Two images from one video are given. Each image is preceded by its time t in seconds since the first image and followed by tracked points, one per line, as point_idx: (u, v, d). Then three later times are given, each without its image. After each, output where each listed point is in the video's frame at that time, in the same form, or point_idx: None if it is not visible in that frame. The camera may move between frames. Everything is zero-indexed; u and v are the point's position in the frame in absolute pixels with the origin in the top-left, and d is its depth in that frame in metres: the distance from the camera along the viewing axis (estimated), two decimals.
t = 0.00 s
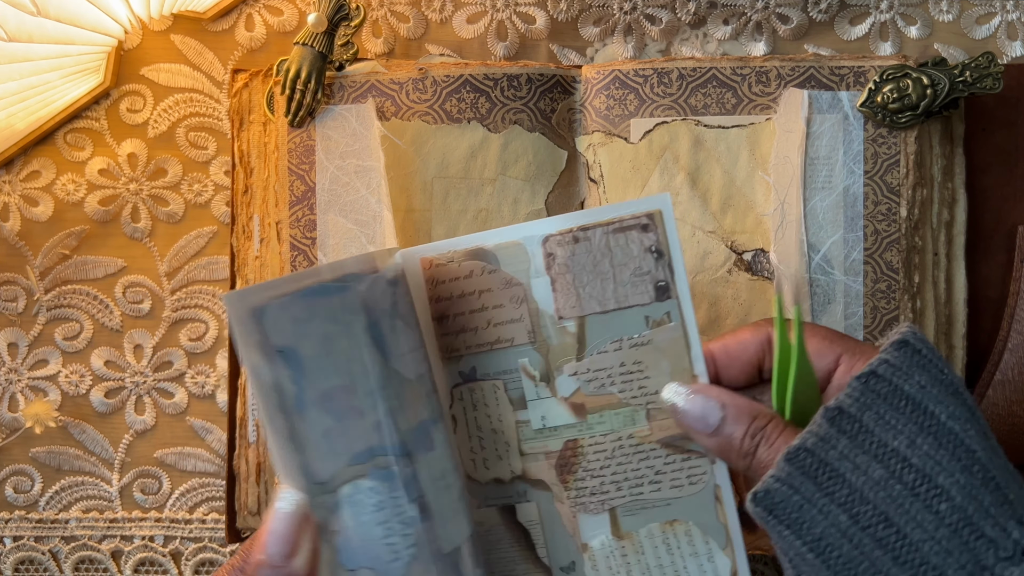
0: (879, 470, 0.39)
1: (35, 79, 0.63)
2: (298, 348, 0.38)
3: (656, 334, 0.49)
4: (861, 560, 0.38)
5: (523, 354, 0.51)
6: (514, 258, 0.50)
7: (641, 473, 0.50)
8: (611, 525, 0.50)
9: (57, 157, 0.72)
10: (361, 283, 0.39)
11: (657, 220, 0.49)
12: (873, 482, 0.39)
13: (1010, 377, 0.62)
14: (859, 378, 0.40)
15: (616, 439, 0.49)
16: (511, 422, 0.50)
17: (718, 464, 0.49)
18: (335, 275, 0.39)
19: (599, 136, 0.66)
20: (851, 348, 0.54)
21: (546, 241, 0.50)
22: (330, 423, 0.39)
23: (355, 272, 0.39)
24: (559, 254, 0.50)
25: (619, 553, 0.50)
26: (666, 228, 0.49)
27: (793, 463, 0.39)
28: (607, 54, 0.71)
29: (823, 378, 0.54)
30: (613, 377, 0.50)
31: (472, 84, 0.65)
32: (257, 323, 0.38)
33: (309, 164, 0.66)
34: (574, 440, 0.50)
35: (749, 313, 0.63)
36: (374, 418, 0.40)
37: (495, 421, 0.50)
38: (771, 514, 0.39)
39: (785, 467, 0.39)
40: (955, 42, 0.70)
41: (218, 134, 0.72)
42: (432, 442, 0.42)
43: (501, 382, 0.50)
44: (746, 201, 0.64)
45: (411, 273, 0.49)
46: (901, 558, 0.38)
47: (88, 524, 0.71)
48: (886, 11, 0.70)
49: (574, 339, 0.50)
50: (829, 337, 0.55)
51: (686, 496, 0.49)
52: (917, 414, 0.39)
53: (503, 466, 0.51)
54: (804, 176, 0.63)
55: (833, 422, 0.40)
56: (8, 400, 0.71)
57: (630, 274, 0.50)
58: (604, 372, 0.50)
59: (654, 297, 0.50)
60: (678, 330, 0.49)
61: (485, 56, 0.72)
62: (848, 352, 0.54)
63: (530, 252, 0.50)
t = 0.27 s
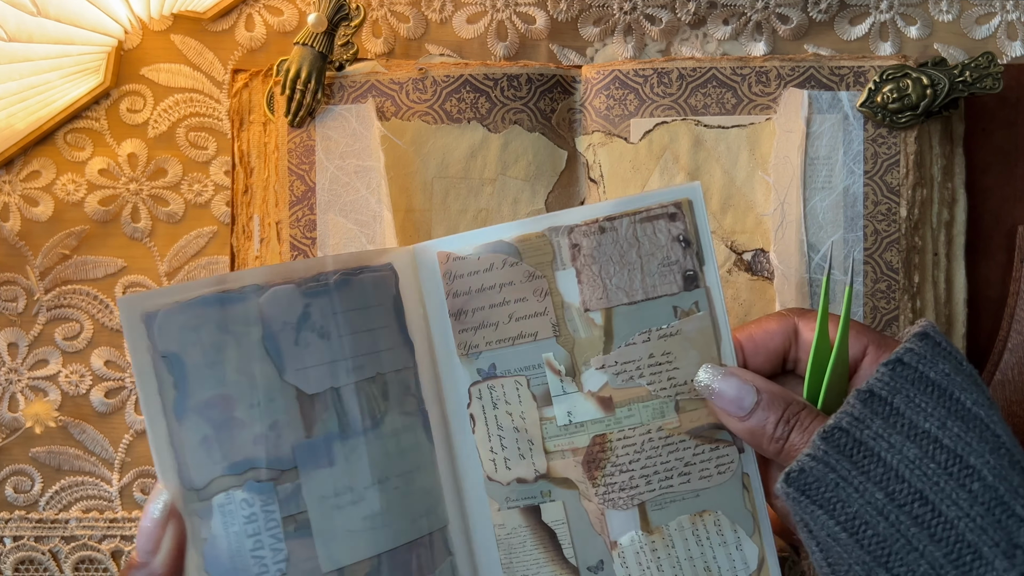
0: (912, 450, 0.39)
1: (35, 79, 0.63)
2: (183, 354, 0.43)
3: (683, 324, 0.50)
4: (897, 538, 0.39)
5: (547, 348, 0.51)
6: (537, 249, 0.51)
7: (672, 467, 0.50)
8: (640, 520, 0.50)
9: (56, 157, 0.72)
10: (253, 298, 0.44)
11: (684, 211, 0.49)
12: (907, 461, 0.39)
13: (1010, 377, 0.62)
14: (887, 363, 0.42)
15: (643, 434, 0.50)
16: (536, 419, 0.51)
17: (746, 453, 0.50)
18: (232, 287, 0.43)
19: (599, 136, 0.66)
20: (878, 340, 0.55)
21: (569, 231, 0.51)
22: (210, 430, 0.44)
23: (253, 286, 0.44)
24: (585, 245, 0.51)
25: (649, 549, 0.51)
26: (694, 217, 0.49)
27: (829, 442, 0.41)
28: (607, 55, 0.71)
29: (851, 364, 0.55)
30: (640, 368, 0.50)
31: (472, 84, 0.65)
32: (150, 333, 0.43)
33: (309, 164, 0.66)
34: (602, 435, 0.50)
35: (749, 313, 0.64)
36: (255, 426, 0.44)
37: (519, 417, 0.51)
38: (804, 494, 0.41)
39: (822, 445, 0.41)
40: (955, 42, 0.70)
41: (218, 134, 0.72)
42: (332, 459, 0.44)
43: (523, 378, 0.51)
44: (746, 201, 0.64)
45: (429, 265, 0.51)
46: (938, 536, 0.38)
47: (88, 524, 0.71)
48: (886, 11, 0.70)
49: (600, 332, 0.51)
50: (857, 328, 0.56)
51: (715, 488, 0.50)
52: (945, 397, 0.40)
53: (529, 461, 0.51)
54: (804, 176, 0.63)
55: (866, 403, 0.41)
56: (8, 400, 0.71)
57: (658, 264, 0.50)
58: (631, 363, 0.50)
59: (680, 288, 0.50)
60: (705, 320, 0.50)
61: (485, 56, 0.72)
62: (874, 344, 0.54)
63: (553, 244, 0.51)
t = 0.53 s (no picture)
0: (914, 450, 0.39)
1: (35, 78, 0.63)
2: (172, 357, 0.46)
3: (683, 327, 0.50)
4: (900, 538, 0.39)
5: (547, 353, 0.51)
6: (537, 252, 0.51)
7: (673, 471, 0.50)
8: (641, 524, 0.50)
9: (56, 157, 0.72)
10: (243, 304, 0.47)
11: (685, 214, 0.50)
12: (910, 461, 0.39)
13: (1010, 377, 0.62)
14: (888, 364, 0.42)
15: (644, 438, 0.50)
16: (536, 422, 0.50)
17: (748, 456, 0.50)
18: (224, 291, 0.47)
19: (599, 136, 0.66)
20: (880, 341, 0.55)
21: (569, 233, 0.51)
22: (196, 432, 0.46)
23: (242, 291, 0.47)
24: (585, 247, 0.51)
25: (650, 553, 0.50)
26: (695, 220, 0.50)
27: (831, 443, 0.41)
28: (607, 55, 0.71)
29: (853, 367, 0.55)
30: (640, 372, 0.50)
31: (472, 84, 0.65)
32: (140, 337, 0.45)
33: (309, 164, 0.66)
34: (603, 438, 0.50)
35: (749, 313, 0.64)
36: (241, 428, 0.46)
37: (520, 420, 0.51)
38: (806, 495, 0.41)
39: (825, 446, 0.41)
40: (955, 42, 0.70)
41: (218, 134, 0.72)
42: (319, 462, 0.47)
43: (524, 382, 0.51)
44: (746, 201, 0.64)
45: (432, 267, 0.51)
46: (941, 536, 0.38)
47: (88, 524, 0.71)
48: (886, 11, 0.70)
49: (601, 335, 0.50)
50: (859, 329, 0.56)
51: (716, 492, 0.50)
52: (946, 398, 0.40)
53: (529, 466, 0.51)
54: (804, 176, 0.63)
55: (868, 403, 0.41)
56: (8, 400, 0.71)
57: (658, 267, 0.50)
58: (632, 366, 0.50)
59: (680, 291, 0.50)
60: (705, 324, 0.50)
61: (485, 56, 0.72)
62: (876, 345, 0.54)
63: (553, 247, 0.51)
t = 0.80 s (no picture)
0: (924, 444, 0.39)
1: (35, 78, 0.63)
2: (167, 353, 0.47)
3: (689, 322, 0.50)
4: (910, 533, 0.39)
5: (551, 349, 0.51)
6: (541, 247, 0.51)
7: (678, 467, 0.50)
8: (647, 521, 0.50)
9: (56, 157, 0.72)
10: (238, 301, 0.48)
11: (694, 209, 0.50)
12: (919, 455, 0.39)
13: (1010, 377, 0.62)
14: (896, 358, 0.42)
15: (648, 435, 0.50)
16: (540, 419, 0.50)
17: (754, 452, 0.50)
18: (219, 288, 0.48)
19: (599, 136, 0.66)
20: (887, 336, 0.55)
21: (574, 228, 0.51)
22: (191, 426, 0.47)
23: (236, 288, 0.48)
24: (590, 242, 0.51)
25: (656, 550, 0.50)
26: (702, 215, 0.49)
27: (841, 437, 0.41)
28: (607, 55, 0.71)
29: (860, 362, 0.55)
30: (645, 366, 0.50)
31: (472, 84, 0.65)
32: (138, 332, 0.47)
33: (309, 164, 0.66)
34: (608, 435, 0.50)
35: (749, 313, 0.63)
36: (234, 425, 0.47)
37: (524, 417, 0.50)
38: (816, 489, 0.41)
39: (834, 440, 0.41)
40: (955, 42, 0.70)
41: (218, 134, 0.72)
42: (312, 457, 0.48)
43: (528, 378, 0.51)
44: (746, 201, 0.64)
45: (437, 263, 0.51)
46: (951, 530, 0.38)
47: (88, 524, 0.71)
48: (885, 11, 0.70)
49: (607, 331, 0.50)
50: (866, 324, 0.56)
51: (722, 489, 0.50)
52: (955, 391, 0.40)
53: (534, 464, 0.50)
54: (804, 176, 0.63)
55: (876, 397, 0.41)
56: (8, 400, 0.71)
57: (663, 262, 0.50)
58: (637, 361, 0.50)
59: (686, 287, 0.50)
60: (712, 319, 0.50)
61: (485, 56, 0.72)
62: (883, 340, 0.54)
63: (559, 242, 0.51)
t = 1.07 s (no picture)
0: (940, 434, 0.40)
1: (35, 79, 0.63)
2: (183, 348, 0.47)
3: (699, 310, 0.50)
4: (922, 522, 0.39)
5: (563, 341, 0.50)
6: (552, 240, 0.51)
7: (694, 456, 0.50)
8: (663, 510, 0.50)
9: (56, 157, 0.72)
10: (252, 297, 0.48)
11: (703, 197, 0.50)
12: (934, 445, 0.39)
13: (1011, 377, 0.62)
14: (913, 347, 0.42)
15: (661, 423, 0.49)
16: (553, 409, 0.50)
17: (770, 442, 0.50)
18: (234, 286, 0.48)
19: (599, 136, 0.66)
20: (902, 326, 0.54)
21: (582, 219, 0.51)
22: (205, 419, 0.47)
23: (250, 285, 0.48)
24: (597, 233, 0.51)
25: (672, 540, 0.49)
26: (710, 203, 0.50)
27: (855, 426, 0.42)
28: (607, 54, 0.71)
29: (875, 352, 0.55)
30: (656, 356, 0.50)
31: (472, 84, 0.65)
32: (155, 328, 0.47)
33: (309, 164, 0.66)
34: (620, 425, 0.50)
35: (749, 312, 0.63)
36: (249, 419, 0.47)
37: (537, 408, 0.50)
38: (829, 476, 0.42)
39: (847, 428, 0.42)
40: (955, 42, 0.70)
41: (218, 134, 0.72)
42: (324, 450, 0.47)
43: (540, 369, 0.50)
44: (746, 201, 0.64)
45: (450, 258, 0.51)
46: (964, 520, 0.38)
47: (88, 524, 0.71)
48: (886, 11, 0.70)
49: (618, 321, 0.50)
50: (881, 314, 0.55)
51: (737, 478, 0.50)
52: (973, 381, 0.40)
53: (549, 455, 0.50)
54: (804, 176, 0.63)
55: (892, 386, 0.41)
56: (8, 399, 0.71)
57: (671, 251, 0.50)
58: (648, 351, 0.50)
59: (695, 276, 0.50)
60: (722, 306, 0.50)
61: (485, 56, 0.72)
62: (898, 330, 0.54)
63: (570, 233, 0.51)
